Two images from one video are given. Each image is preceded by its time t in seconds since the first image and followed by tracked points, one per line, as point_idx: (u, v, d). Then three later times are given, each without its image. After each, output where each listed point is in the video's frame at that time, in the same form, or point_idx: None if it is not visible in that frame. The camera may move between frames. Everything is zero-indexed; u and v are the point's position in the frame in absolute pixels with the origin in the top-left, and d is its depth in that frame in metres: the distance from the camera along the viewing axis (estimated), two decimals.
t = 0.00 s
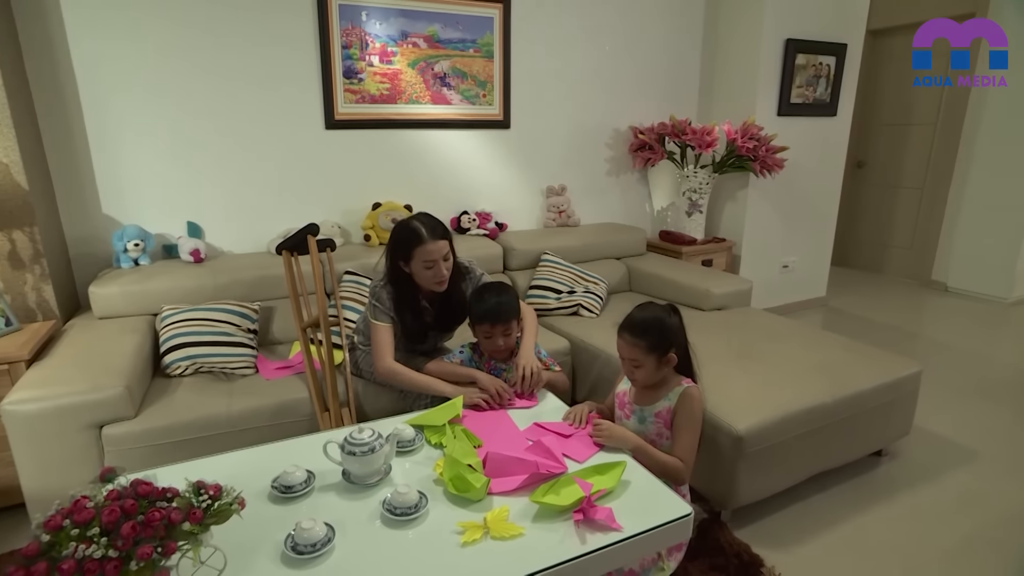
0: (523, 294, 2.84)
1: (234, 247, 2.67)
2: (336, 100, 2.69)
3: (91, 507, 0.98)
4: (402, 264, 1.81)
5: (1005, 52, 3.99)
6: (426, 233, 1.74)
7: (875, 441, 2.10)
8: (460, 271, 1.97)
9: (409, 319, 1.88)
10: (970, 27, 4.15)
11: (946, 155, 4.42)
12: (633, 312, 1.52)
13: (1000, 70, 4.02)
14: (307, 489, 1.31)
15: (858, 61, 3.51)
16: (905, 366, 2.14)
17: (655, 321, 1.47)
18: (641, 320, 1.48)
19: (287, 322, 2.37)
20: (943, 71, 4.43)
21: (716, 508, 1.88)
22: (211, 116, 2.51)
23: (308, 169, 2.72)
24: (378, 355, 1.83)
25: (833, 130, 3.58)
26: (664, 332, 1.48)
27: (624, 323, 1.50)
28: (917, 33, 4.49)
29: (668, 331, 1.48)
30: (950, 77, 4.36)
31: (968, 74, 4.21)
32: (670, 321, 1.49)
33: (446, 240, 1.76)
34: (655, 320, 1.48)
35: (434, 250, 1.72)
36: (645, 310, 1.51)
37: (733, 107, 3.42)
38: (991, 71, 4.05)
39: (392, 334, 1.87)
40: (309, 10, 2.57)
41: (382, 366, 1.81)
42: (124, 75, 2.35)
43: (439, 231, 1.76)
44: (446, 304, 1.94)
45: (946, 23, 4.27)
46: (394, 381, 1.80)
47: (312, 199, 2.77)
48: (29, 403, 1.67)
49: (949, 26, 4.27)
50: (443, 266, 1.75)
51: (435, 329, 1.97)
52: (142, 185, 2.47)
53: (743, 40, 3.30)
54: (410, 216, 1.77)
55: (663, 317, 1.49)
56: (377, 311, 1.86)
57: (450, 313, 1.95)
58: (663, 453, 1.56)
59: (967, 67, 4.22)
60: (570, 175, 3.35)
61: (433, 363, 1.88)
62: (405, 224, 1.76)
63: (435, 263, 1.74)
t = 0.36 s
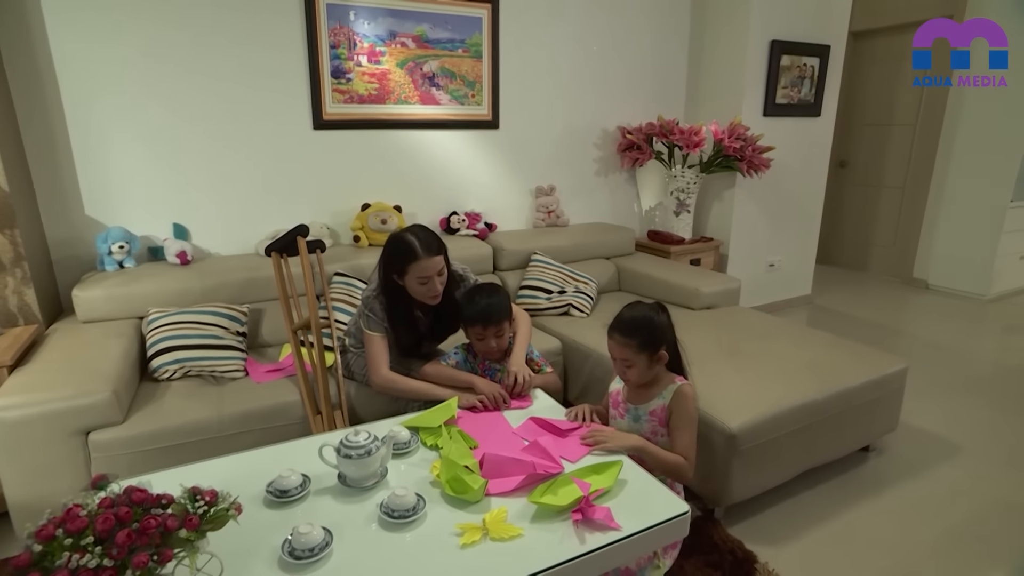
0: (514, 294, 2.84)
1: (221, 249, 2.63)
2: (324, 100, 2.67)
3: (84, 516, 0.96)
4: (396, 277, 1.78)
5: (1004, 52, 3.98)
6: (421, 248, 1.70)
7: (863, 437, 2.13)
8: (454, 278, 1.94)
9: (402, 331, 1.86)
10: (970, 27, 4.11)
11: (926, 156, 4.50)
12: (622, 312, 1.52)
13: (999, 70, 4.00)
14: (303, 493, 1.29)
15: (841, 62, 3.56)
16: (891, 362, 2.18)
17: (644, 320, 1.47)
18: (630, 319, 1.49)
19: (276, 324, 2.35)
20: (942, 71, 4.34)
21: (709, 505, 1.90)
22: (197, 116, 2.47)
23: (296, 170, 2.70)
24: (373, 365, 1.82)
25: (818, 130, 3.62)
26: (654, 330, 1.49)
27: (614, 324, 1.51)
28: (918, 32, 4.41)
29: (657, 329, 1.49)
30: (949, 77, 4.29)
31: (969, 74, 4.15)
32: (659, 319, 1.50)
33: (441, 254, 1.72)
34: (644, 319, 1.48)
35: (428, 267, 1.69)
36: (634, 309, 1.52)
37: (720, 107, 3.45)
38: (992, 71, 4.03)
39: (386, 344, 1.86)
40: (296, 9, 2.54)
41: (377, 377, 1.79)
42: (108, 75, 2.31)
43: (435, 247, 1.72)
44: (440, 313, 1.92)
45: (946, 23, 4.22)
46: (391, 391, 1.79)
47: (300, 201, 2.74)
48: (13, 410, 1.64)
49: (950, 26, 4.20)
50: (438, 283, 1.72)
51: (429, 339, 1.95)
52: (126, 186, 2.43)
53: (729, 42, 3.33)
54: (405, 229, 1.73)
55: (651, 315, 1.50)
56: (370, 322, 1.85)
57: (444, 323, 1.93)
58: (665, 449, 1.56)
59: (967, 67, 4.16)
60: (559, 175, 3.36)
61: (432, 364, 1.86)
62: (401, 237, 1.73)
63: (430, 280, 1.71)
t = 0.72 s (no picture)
0: (505, 294, 2.84)
1: (209, 250, 2.60)
2: (313, 100, 2.65)
3: (78, 524, 0.94)
4: (387, 279, 1.76)
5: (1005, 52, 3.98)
6: (412, 250, 1.69)
7: (852, 433, 2.16)
8: (446, 279, 1.93)
9: (394, 333, 1.85)
10: (971, 28, 4.10)
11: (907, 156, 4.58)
12: (623, 313, 1.53)
13: (1000, 70, 3.99)
14: (298, 497, 1.28)
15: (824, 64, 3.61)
16: (878, 359, 2.21)
17: (644, 322, 1.48)
18: (630, 321, 1.50)
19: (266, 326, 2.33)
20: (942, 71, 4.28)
21: (703, 503, 1.92)
22: (184, 116, 2.44)
23: (284, 171, 2.67)
24: (366, 367, 1.81)
25: (803, 131, 3.67)
26: (654, 332, 1.50)
27: (614, 325, 1.52)
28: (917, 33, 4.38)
29: (657, 331, 1.50)
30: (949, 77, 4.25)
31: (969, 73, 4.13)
32: (659, 321, 1.51)
33: (433, 256, 1.71)
34: (644, 321, 1.49)
35: (420, 269, 1.67)
36: (635, 310, 1.52)
37: (707, 108, 3.48)
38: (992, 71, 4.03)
39: (378, 346, 1.85)
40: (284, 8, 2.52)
41: (371, 379, 1.78)
42: (92, 75, 2.27)
43: (427, 249, 1.71)
44: (432, 314, 1.91)
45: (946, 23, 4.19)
46: (384, 393, 1.78)
47: (289, 202, 2.72)
48: None
49: (951, 26, 4.16)
50: (430, 285, 1.71)
51: (421, 341, 1.93)
52: (111, 187, 2.39)
53: (715, 43, 3.36)
54: (396, 231, 1.72)
55: (652, 317, 1.51)
56: (361, 323, 1.83)
57: (436, 324, 1.92)
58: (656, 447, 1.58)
59: (967, 67, 4.14)
60: (548, 176, 3.37)
61: (425, 366, 1.85)
62: (391, 239, 1.71)
63: (421, 282, 1.70)
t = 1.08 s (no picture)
0: (496, 295, 2.84)
1: (196, 252, 2.57)
2: (301, 101, 2.63)
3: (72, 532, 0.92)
4: (378, 286, 1.75)
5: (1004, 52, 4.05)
6: (403, 257, 1.67)
7: (842, 429, 2.19)
8: (437, 283, 1.92)
9: (386, 338, 1.83)
10: (970, 27, 4.11)
11: (890, 157, 4.65)
12: (620, 314, 1.53)
13: (999, 70, 4.03)
14: (294, 502, 1.27)
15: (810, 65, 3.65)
16: (866, 356, 2.24)
17: (642, 325, 1.49)
18: (628, 323, 1.50)
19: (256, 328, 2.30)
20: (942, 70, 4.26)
21: (696, 501, 1.93)
22: (170, 116, 2.41)
23: (272, 172, 2.65)
24: (358, 373, 1.79)
25: (788, 131, 3.71)
26: (651, 335, 1.50)
27: (612, 326, 1.52)
28: (914, 34, 4.37)
29: (654, 334, 1.50)
30: (949, 78, 4.22)
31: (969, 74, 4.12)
32: (657, 323, 1.51)
33: (423, 263, 1.70)
34: (642, 324, 1.50)
35: (411, 276, 1.67)
36: (633, 312, 1.52)
37: (695, 109, 3.51)
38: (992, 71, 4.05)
39: (370, 352, 1.84)
40: (272, 8, 2.50)
41: (363, 384, 1.76)
42: (76, 75, 2.23)
43: (418, 255, 1.69)
44: (424, 318, 1.90)
45: (946, 23, 4.18)
46: (378, 399, 1.76)
47: (277, 203, 2.69)
48: None
49: (951, 25, 4.15)
50: (421, 292, 1.70)
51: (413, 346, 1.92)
52: (95, 189, 2.35)
53: (702, 45, 3.39)
54: (386, 237, 1.70)
55: (650, 319, 1.51)
56: (352, 328, 1.82)
57: (427, 329, 1.91)
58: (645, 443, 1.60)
59: (966, 67, 4.14)
60: (538, 176, 3.37)
61: (419, 370, 1.84)
62: (381, 246, 1.70)
63: (412, 289, 1.69)
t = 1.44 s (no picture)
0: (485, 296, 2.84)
1: (182, 255, 2.54)
2: (288, 102, 2.60)
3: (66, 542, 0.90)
4: (370, 294, 1.74)
5: (1004, 52, 4.26)
6: (394, 266, 1.66)
7: (829, 426, 2.22)
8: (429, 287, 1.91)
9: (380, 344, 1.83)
10: (971, 27, 4.12)
11: (870, 157, 4.73)
12: (615, 312, 1.54)
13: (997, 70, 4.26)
14: (289, 506, 1.26)
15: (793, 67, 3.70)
16: (852, 353, 2.28)
17: (637, 323, 1.50)
18: (623, 321, 1.51)
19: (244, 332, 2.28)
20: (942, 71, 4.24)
21: (688, 499, 1.95)
22: (153, 118, 2.37)
23: (259, 174, 2.62)
24: (350, 376, 1.77)
25: (772, 132, 3.76)
26: (645, 333, 1.52)
27: (606, 323, 1.53)
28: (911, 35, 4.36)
29: (648, 333, 1.52)
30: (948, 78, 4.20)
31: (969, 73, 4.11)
32: (651, 322, 1.52)
33: (415, 272, 1.69)
34: (637, 322, 1.51)
35: (403, 285, 1.65)
36: (628, 311, 1.54)
37: (681, 110, 3.54)
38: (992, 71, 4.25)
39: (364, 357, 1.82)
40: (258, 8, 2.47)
41: (356, 387, 1.74)
42: (56, 76, 2.19)
43: (409, 264, 1.68)
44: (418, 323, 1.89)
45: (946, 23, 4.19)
46: (370, 402, 1.75)
47: (263, 205, 2.66)
48: None
49: (951, 25, 4.16)
50: (413, 300, 1.69)
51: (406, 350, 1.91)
52: (77, 191, 2.31)
53: (688, 46, 3.42)
54: (376, 247, 1.69)
55: (644, 318, 1.52)
56: (344, 331, 1.80)
57: (421, 333, 1.90)
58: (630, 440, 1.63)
59: (967, 67, 4.13)
60: (526, 177, 3.38)
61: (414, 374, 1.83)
62: (371, 255, 1.68)
63: (404, 298, 1.67)
